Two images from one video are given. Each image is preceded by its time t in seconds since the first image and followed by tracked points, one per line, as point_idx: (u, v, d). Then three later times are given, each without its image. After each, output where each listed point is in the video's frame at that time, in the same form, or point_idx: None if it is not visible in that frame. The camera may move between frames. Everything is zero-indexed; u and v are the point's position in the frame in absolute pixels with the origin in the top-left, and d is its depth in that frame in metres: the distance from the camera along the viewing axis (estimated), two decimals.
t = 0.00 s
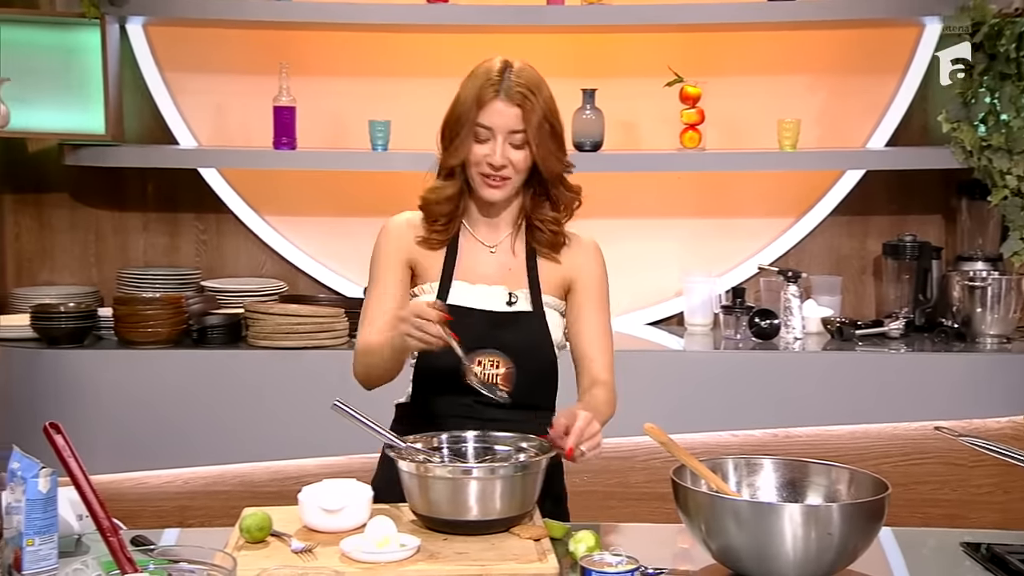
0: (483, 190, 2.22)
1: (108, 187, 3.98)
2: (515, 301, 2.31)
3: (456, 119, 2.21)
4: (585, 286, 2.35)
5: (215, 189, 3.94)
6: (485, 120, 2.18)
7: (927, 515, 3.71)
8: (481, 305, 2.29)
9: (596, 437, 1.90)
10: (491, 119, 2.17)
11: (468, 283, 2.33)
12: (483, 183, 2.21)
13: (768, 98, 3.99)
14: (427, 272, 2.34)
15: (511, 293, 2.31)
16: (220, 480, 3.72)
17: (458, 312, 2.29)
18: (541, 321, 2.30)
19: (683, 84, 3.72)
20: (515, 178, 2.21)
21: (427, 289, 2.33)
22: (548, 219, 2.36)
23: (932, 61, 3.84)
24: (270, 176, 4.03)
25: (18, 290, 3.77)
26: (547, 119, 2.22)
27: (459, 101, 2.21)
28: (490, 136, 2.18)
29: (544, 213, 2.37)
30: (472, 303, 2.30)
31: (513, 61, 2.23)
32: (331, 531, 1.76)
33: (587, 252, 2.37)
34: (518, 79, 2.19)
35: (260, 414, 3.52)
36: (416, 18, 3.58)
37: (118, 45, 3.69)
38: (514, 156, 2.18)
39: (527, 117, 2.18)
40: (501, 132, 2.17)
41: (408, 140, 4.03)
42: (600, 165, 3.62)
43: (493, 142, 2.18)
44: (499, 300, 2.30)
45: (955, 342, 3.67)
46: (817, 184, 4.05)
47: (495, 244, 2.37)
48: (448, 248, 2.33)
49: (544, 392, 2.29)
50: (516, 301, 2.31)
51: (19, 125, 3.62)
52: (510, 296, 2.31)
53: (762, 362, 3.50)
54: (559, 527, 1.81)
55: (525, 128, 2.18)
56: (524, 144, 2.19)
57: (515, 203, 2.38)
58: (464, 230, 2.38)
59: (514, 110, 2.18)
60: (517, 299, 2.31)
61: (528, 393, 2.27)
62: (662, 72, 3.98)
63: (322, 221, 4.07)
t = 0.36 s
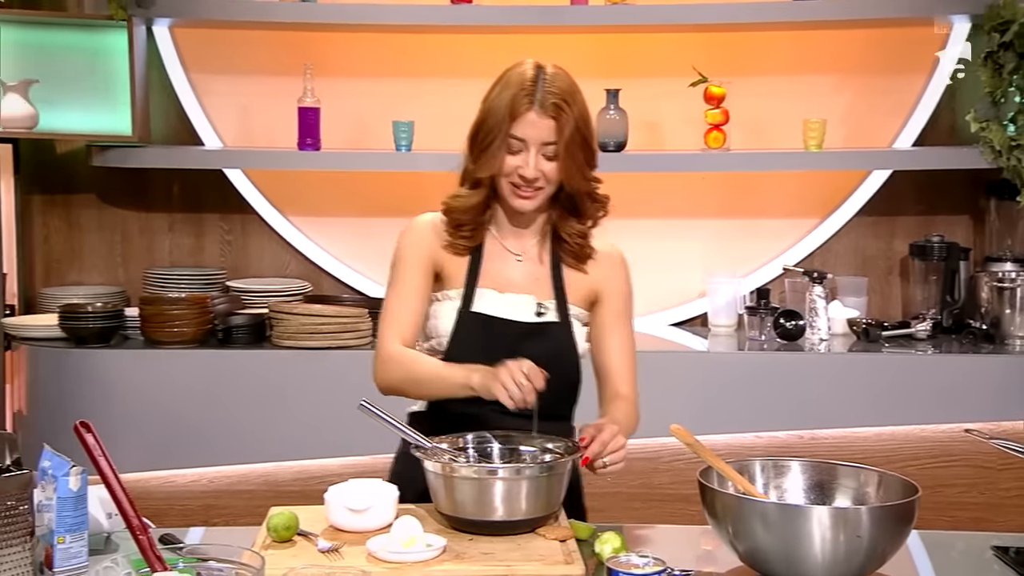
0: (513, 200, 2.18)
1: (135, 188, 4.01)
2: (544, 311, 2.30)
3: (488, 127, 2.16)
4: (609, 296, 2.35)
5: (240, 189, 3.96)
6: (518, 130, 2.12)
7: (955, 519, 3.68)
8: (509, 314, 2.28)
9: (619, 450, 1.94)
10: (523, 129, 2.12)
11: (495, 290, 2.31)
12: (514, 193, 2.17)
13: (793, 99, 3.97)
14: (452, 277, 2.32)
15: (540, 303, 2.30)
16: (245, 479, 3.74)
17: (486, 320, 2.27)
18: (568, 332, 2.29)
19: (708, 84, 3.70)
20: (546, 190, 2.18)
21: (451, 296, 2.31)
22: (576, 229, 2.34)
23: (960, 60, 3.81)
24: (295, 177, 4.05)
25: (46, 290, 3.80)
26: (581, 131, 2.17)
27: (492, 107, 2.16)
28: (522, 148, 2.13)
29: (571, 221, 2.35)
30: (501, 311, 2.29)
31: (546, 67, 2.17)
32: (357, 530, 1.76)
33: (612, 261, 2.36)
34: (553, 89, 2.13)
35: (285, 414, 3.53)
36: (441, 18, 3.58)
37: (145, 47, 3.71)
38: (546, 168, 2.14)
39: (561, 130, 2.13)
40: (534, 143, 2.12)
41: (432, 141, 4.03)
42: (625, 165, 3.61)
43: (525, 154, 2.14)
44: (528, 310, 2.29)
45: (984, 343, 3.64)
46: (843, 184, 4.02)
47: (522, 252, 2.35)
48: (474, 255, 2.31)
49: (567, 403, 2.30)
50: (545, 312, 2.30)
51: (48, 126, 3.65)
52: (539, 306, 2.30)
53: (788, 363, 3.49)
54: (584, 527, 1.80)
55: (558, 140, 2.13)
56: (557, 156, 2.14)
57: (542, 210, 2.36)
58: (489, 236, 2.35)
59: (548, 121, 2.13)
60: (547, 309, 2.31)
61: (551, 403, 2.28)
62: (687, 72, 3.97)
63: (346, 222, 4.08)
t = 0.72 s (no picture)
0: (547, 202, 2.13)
1: (140, 188, 4.02)
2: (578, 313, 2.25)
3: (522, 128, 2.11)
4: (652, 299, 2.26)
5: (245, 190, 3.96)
6: (550, 131, 2.07)
7: (960, 520, 3.68)
8: (541, 316, 2.24)
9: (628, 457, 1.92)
10: (555, 130, 2.06)
11: (528, 290, 2.28)
12: (547, 195, 2.12)
13: (799, 99, 3.96)
14: (487, 280, 2.30)
15: (574, 306, 2.26)
16: (250, 479, 3.74)
17: (515, 322, 2.25)
18: (600, 333, 2.24)
19: (712, 84, 3.70)
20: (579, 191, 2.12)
21: (485, 298, 2.29)
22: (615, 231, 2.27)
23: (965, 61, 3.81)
24: (299, 177, 4.05)
25: (51, 290, 3.81)
26: (615, 130, 2.10)
27: (526, 107, 2.11)
28: (554, 149, 2.08)
29: (610, 222, 2.28)
30: (531, 313, 2.25)
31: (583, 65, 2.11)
32: (362, 530, 1.76)
33: (657, 263, 2.27)
34: (587, 89, 2.07)
35: (290, 415, 3.53)
36: (445, 18, 3.58)
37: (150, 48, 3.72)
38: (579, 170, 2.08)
39: (593, 131, 2.06)
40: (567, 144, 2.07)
41: (436, 141, 4.04)
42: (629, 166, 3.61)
43: (558, 155, 2.08)
44: (561, 311, 2.25)
45: (989, 344, 3.63)
46: (847, 183, 4.02)
47: (560, 253, 2.30)
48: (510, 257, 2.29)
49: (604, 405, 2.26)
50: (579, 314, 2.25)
51: (53, 127, 3.66)
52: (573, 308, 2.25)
53: (792, 363, 3.48)
54: (589, 528, 1.80)
55: (592, 141, 2.07)
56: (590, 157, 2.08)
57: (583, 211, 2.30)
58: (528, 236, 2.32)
59: (581, 122, 2.06)
60: (580, 310, 2.25)
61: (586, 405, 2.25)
62: (691, 73, 3.96)
63: (350, 222, 4.09)
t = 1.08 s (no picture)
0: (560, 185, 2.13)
1: (140, 189, 4.01)
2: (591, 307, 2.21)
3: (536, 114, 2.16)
4: (677, 298, 2.23)
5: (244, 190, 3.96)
6: (558, 112, 2.10)
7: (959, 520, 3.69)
8: (553, 310, 2.21)
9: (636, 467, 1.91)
10: (563, 110, 2.10)
11: (545, 283, 2.27)
12: (559, 178, 2.13)
13: (799, 99, 3.96)
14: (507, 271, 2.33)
15: (589, 299, 2.21)
16: (250, 479, 3.74)
17: (526, 315, 2.22)
18: (610, 329, 2.18)
19: (712, 84, 3.70)
20: (590, 174, 2.11)
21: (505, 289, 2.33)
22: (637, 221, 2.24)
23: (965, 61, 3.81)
24: (299, 177, 4.05)
25: (51, 290, 3.81)
26: (625, 111, 2.10)
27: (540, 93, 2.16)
28: (564, 130, 2.11)
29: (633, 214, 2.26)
30: (544, 306, 2.22)
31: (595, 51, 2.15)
32: (362, 530, 1.76)
33: (683, 262, 2.23)
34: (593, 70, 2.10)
35: (289, 415, 3.53)
36: (445, 18, 3.58)
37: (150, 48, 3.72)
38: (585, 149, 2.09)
39: (599, 109, 2.08)
40: (573, 124, 2.09)
41: (436, 141, 4.04)
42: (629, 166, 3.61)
43: (566, 135, 2.10)
44: (574, 305, 2.21)
45: (989, 344, 3.63)
46: (847, 184, 4.02)
47: (580, 244, 2.29)
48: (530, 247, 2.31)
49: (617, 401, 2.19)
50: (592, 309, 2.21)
51: (53, 127, 3.67)
52: (589, 302, 2.21)
53: (792, 363, 3.48)
54: (588, 527, 1.80)
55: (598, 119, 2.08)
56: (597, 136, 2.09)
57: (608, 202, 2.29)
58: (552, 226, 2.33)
59: (587, 101, 2.08)
60: (594, 306, 2.21)
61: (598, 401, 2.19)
62: (691, 73, 3.97)
63: (350, 222, 4.09)
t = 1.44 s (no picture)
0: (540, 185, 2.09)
1: (140, 189, 4.01)
2: (587, 318, 2.16)
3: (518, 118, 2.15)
4: (677, 309, 2.20)
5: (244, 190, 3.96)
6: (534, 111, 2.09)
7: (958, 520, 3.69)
8: (548, 321, 2.15)
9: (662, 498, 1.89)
10: (538, 108, 2.08)
11: (541, 291, 2.21)
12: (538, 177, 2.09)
13: (799, 99, 3.96)
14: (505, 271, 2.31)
15: (584, 311, 2.16)
16: (249, 480, 3.74)
17: (520, 325, 2.18)
18: (604, 344, 2.13)
19: (712, 85, 3.70)
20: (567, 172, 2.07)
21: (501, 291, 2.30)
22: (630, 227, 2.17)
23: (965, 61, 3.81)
24: (298, 178, 4.05)
25: (51, 290, 3.81)
26: (599, 104, 2.07)
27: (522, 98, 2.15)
28: (541, 128, 2.08)
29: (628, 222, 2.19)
30: (537, 317, 2.17)
31: (574, 52, 2.15)
32: (361, 530, 1.76)
33: (684, 273, 2.18)
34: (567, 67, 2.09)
35: (289, 415, 3.53)
36: (445, 18, 3.58)
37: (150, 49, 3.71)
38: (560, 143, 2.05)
39: (571, 102, 2.05)
40: (548, 120, 2.06)
41: (436, 141, 4.04)
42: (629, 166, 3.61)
43: (543, 133, 2.08)
44: (569, 316, 2.16)
45: (989, 344, 3.63)
46: (847, 184, 4.02)
47: (578, 251, 2.23)
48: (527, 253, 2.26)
49: (610, 410, 2.16)
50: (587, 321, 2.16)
51: (53, 127, 3.67)
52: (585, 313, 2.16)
53: (792, 362, 3.48)
54: (588, 528, 1.80)
55: (572, 113, 2.05)
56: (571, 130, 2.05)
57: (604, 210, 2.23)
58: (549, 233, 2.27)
59: (561, 96, 2.06)
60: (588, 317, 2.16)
61: (589, 412, 2.16)
62: (691, 73, 3.97)
63: (350, 222, 4.08)
